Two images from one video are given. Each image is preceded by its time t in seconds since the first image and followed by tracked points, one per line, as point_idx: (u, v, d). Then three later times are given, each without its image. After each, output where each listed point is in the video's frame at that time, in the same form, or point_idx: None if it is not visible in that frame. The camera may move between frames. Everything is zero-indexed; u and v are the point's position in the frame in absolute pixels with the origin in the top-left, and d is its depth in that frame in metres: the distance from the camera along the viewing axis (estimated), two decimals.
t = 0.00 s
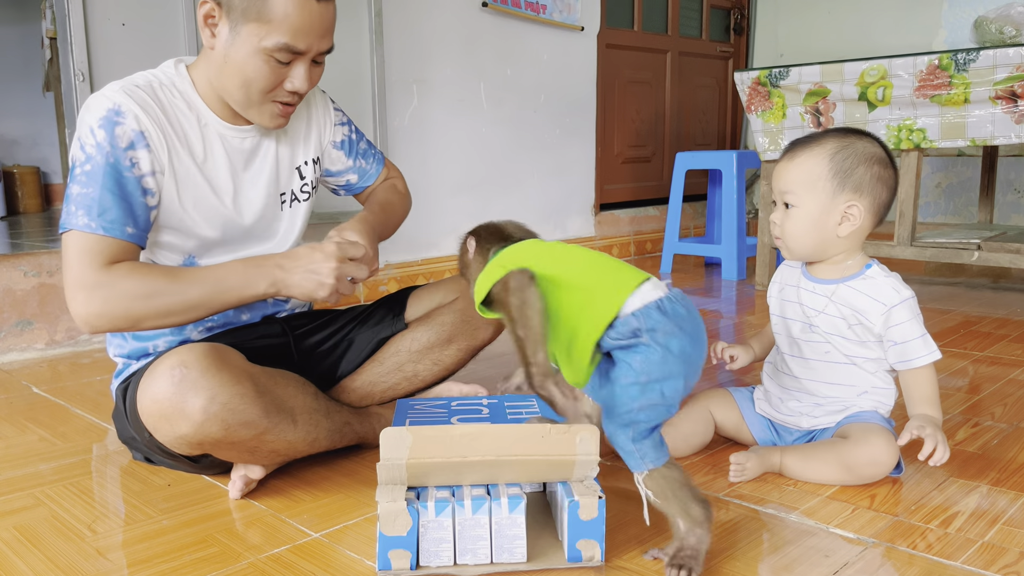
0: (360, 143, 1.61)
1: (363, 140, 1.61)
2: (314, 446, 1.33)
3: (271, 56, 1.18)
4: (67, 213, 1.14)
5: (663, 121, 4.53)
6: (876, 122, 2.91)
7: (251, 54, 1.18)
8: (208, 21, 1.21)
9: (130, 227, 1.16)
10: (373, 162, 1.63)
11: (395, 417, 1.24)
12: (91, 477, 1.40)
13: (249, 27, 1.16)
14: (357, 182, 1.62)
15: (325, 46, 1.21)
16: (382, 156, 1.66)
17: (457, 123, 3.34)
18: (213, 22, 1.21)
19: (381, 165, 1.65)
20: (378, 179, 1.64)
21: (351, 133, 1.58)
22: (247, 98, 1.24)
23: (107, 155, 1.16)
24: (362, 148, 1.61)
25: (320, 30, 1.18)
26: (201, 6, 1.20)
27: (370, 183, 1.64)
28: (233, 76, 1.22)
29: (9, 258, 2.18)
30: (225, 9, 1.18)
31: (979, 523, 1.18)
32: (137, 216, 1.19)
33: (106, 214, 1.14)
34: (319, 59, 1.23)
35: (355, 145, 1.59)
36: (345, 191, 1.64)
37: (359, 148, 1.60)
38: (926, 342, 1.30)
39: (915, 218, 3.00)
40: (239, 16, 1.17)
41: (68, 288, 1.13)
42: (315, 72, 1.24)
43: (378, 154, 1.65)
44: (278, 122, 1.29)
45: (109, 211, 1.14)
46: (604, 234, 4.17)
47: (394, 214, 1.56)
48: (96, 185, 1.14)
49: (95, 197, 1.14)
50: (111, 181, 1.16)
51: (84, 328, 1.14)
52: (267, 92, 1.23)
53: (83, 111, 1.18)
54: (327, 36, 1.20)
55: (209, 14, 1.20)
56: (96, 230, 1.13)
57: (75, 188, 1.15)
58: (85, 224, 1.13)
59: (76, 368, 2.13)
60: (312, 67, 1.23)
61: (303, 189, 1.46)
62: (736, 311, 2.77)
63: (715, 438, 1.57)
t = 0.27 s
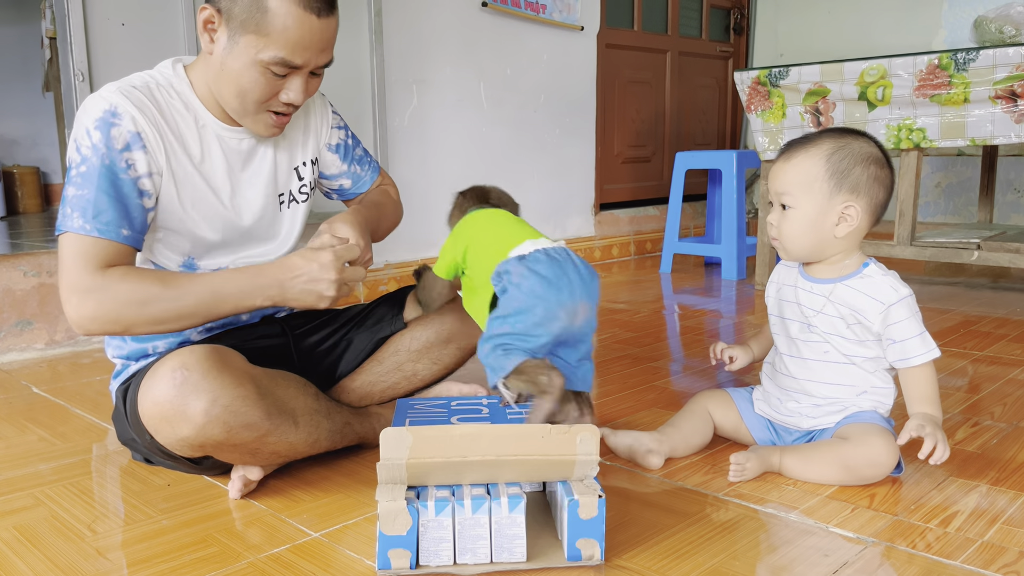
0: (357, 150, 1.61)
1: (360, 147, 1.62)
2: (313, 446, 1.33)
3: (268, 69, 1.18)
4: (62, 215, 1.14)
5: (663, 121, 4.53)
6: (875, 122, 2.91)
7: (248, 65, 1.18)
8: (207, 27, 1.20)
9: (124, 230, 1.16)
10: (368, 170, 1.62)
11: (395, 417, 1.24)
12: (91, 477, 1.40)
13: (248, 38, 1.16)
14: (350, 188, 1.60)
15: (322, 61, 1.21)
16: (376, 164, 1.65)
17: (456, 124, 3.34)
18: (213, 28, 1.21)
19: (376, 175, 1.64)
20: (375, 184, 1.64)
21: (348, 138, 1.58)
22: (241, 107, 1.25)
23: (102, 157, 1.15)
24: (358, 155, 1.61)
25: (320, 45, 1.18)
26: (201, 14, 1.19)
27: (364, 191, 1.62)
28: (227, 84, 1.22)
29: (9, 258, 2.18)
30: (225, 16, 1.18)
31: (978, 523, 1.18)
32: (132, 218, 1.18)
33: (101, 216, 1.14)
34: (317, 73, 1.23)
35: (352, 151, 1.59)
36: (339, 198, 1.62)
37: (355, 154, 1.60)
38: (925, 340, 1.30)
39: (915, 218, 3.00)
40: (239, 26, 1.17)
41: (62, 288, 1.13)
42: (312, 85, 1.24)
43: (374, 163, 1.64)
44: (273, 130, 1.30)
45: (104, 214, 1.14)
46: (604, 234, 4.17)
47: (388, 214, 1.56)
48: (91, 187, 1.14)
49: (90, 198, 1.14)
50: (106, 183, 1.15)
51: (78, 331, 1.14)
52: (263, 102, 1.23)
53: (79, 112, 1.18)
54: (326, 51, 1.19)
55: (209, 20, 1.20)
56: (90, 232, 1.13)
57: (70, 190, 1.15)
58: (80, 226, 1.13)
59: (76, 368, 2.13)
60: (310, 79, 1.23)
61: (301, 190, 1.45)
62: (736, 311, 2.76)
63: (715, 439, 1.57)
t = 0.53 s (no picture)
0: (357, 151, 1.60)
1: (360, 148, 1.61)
2: (313, 445, 1.33)
3: (269, 65, 1.17)
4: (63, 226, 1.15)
5: (663, 120, 4.52)
6: (875, 121, 2.91)
7: (247, 64, 1.18)
8: (203, 28, 1.21)
9: (124, 240, 1.17)
10: (366, 171, 1.61)
11: (395, 417, 1.24)
12: (91, 476, 1.40)
13: (246, 37, 1.16)
14: (349, 189, 1.60)
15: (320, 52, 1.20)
16: (375, 165, 1.64)
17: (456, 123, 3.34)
18: (209, 29, 1.21)
19: (375, 175, 1.63)
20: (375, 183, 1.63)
21: (348, 138, 1.57)
22: (243, 107, 1.24)
23: (101, 168, 1.15)
24: (358, 156, 1.60)
25: (317, 36, 1.18)
26: (195, 16, 1.20)
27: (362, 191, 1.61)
28: (227, 84, 1.21)
29: (8, 258, 2.18)
30: (221, 17, 1.18)
31: (978, 522, 1.18)
32: (132, 228, 1.19)
33: (101, 228, 1.14)
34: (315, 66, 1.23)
35: (352, 151, 1.59)
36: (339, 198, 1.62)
37: (355, 155, 1.59)
38: (924, 340, 1.30)
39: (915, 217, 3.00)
40: (235, 25, 1.17)
41: (66, 299, 1.15)
42: (313, 77, 1.24)
43: (373, 164, 1.63)
44: (274, 130, 1.30)
45: (103, 225, 1.14)
46: (604, 233, 4.17)
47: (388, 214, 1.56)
48: (90, 199, 1.14)
49: (90, 210, 1.14)
50: (106, 194, 1.15)
51: (80, 339, 1.17)
52: (263, 101, 1.23)
53: (76, 121, 1.17)
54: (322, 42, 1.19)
55: (205, 22, 1.21)
56: (90, 244, 1.14)
57: (70, 201, 1.15)
58: (81, 239, 1.14)
59: (76, 367, 2.13)
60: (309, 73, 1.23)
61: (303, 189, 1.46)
62: (736, 310, 2.76)
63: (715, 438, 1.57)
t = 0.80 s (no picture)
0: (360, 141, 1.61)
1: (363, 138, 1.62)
2: (314, 445, 1.33)
3: (283, 38, 1.18)
4: (63, 237, 1.14)
5: (664, 119, 4.52)
6: (876, 120, 2.91)
7: (265, 42, 1.18)
8: (206, 24, 1.21)
9: (122, 255, 1.17)
10: (369, 161, 1.62)
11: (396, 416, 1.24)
12: (92, 475, 1.40)
13: (254, 16, 1.17)
14: (351, 180, 1.60)
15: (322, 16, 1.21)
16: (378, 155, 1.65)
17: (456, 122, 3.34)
18: (211, 24, 1.21)
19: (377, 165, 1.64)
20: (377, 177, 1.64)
21: (350, 129, 1.58)
22: (265, 88, 1.23)
23: (102, 184, 1.14)
24: (360, 147, 1.61)
25: None
26: (195, 14, 1.20)
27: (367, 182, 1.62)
28: (247, 67, 1.21)
29: (9, 257, 2.18)
30: (223, 8, 1.18)
31: (979, 521, 1.18)
32: (131, 242, 1.19)
33: (100, 244, 1.14)
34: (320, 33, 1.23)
35: (355, 141, 1.59)
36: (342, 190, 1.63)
37: (358, 145, 1.60)
38: (927, 340, 1.29)
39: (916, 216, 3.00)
40: (239, 9, 1.17)
41: (66, 311, 1.16)
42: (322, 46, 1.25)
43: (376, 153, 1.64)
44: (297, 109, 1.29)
45: (102, 241, 1.14)
46: (604, 232, 4.16)
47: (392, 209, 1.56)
48: (90, 215, 1.14)
49: (89, 226, 1.14)
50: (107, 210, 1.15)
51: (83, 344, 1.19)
52: (282, 79, 1.23)
53: (78, 130, 1.16)
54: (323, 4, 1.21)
55: (206, 17, 1.20)
56: (88, 259, 1.14)
57: (69, 213, 1.14)
58: (80, 253, 1.14)
59: (77, 367, 2.13)
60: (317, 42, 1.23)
61: (305, 186, 1.46)
62: (737, 309, 2.76)
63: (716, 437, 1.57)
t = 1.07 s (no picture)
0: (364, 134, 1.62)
1: (367, 132, 1.62)
2: (315, 444, 1.33)
3: (285, 31, 1.19)
4: (60, 238, 1.14)
5: (665, 118, 4.52)
6: (877, 119, 2.91)
7: (268, 37, 1.19)
8: (207, 23, 1.21)
9: (120, 254, 1.16)
10: (376, 155, 1.63)
11: (396, 415, 1.24)
12: (92, 475, 1.40)
13: (256, 12, 1.18)
14: (359, 173, 1.61)
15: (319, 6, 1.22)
16: (383, 148, 1.66)
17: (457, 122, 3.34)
18: (212, 23, 1.21)
19: (382, 159, 1.64)
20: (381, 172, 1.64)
21: (354, 124, 1.59)
22: (269, 83, 1.23)
23: (100, 182, 1.14)
24: (366, 140, 1.62)
25: None
26: (195, 14, 1.20)
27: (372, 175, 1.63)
28: (252, 64, 1.21)
29: (10, 256, 2.18)
30: (224, 5, 1.19)
31: (980, 520, 1.18)
32: (130, 241, 1.18)
33: (99, 242, 1.13)
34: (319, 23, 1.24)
35: (359, 136, 1.60)
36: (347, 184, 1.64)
37: (362, 139, 1.61)
38: (927, 338, 1.29)
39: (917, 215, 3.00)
40: (241, 6, 1.18)
41: (62, 308, 1.14)
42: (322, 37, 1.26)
43: (382, 146, 1.65)
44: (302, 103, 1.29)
45: (100, 240, 1.13)
46: (605, 231, 4.16)
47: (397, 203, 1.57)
48: (88, 213, 1.13)
49: (87, 224, 1.13)
50: (106, 208, 1.14)
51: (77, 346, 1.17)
52: (287, 73, 1.24)
53: (75, 131, 1.15)
54: None
55: (206, 16, 1.20)
56: (86, 258, 1.13)
57: (66, 214, 1.13)
58: (77, 252, 1.13)
59: (78, 366, 2.13)
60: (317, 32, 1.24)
61: (307, 183, 1.47)
62: (737, 309, 2.76)
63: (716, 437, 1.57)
